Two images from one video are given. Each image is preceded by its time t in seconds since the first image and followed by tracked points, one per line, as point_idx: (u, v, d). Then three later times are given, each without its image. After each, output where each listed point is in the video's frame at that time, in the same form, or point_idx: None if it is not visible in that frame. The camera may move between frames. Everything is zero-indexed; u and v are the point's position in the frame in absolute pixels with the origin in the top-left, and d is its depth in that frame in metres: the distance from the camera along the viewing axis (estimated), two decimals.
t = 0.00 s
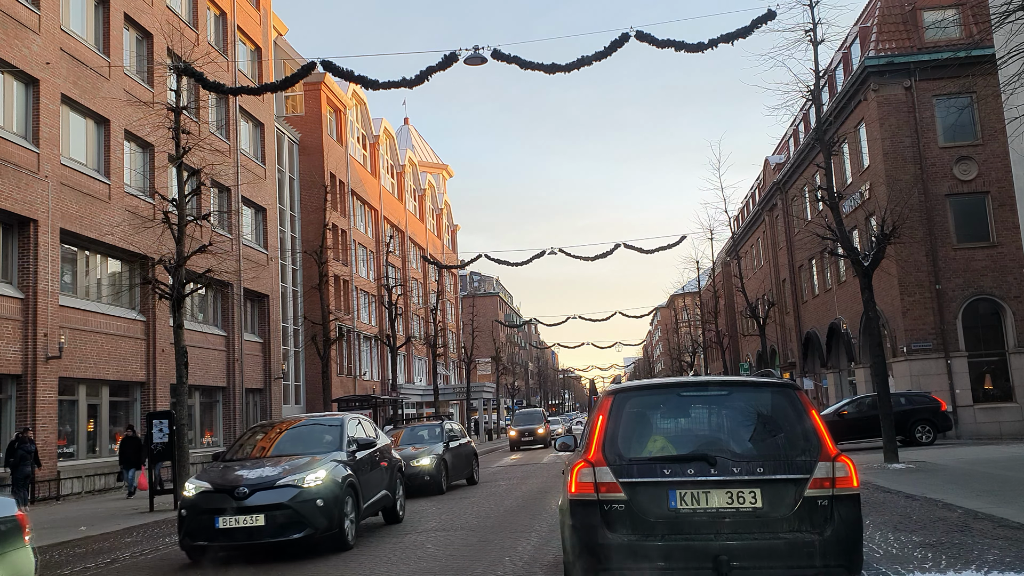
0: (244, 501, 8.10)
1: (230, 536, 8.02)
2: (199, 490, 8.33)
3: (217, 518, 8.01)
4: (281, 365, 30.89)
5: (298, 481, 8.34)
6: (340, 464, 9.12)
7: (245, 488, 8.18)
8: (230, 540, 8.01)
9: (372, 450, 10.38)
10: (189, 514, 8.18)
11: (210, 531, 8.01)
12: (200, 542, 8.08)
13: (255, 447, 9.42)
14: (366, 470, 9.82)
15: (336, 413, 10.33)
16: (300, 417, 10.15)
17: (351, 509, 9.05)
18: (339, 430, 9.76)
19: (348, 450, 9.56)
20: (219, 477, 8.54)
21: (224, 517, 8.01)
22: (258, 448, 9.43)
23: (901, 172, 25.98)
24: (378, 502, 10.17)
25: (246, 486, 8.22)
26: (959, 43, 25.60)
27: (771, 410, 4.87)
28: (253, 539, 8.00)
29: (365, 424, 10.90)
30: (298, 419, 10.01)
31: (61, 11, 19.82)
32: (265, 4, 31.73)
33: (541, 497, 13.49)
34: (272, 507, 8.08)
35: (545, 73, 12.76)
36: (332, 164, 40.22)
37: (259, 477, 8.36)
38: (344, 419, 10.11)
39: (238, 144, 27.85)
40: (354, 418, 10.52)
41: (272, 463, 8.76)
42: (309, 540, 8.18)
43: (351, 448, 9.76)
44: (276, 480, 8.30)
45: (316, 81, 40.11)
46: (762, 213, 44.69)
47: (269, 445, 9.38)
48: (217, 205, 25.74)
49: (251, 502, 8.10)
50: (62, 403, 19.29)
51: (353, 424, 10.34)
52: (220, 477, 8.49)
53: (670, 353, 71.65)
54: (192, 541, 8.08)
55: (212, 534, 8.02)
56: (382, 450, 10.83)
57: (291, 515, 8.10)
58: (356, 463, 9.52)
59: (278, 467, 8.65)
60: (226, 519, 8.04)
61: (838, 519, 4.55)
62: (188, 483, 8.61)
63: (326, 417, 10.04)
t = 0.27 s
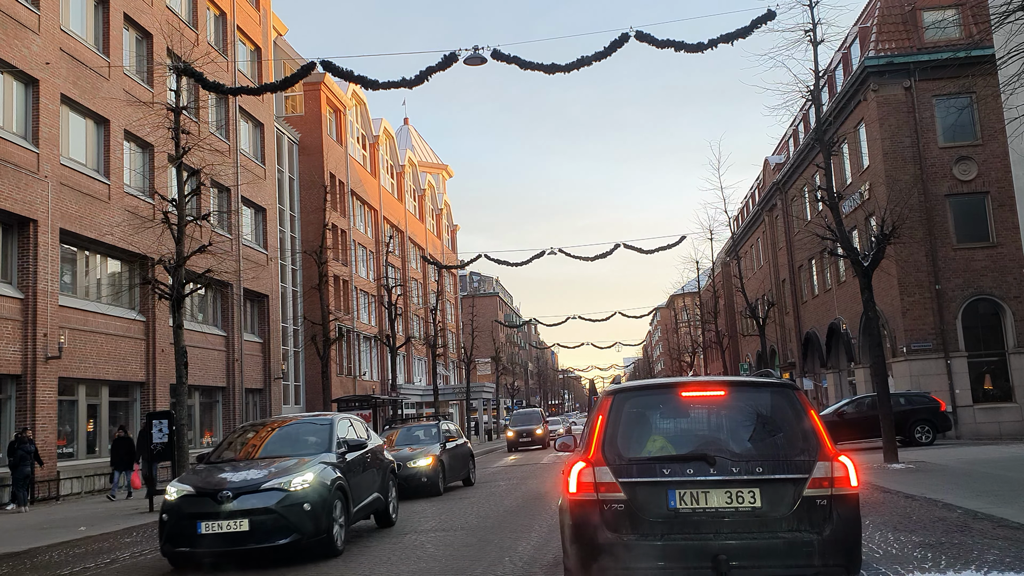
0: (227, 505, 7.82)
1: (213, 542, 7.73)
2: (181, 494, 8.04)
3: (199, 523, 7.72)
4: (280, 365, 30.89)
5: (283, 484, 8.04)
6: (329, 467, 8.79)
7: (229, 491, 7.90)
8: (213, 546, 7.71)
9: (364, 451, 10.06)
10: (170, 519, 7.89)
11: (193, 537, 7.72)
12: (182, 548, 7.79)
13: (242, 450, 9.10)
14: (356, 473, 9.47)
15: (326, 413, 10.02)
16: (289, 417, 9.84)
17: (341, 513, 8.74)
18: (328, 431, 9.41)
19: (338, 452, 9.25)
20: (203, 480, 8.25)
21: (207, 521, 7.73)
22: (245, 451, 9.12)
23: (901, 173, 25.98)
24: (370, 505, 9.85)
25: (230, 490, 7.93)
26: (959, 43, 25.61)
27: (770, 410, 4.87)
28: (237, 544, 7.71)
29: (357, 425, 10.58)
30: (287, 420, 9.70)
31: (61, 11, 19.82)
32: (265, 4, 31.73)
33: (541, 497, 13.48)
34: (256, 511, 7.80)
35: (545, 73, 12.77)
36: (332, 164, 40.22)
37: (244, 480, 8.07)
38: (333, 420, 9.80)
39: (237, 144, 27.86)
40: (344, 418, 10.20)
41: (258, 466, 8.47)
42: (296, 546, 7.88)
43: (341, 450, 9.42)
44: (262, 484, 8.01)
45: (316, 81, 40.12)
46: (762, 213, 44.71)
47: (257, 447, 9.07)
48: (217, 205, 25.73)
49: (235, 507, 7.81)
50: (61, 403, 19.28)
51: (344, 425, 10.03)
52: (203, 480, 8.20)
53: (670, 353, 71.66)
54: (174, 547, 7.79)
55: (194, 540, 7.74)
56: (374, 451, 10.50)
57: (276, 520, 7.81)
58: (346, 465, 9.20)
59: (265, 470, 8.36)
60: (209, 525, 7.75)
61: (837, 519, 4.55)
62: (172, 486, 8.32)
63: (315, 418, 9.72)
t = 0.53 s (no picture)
0: (210, 511, 7.46)
1: (194, 550, 7.38)
2: (161, 499, 7.68)
3: (179, 529, 7.38)
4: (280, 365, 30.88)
5: (268, 488, 7.68)
6: (317, 469, 8.42)
7: (211, 496, 7.54)
8: (194, 554, 7.37)
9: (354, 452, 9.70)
10: (149, 525, 7.54)
11: (173, 544, 7.38)
12: (162, 556, 7.44)
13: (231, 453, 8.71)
14: (345, 476, 9.09)
15: (315, 413, 9.65)
16: (277, 418, 9.46)
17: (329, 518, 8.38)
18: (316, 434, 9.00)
19: (327, 454, 8.88)
20: (185, 483, 7.89)
21: (188, 528, 7.38)
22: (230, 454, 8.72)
23: (901, 173, 25.97)
24: (360, 509, 9.50)
25: (212, 495, 7.57)
26: (959, 43, 25.61)
27: (770, 411, 4.86)
28: (220, 551, 7.37)
29: (347, 425, 10.22)
30: (276, 421, 9.33)
31: (60, 11, 19.81)
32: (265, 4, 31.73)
33: (541, 498, 13.46)
34: (240, 517, 7.44)
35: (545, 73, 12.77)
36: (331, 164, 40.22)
37: (227, 484, 7.71)
38: (323, 421, 9.43)
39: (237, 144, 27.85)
40: (334, 418, 9.84)
41: (243, 470, 8.10)
42: (281, 553, 7.52)
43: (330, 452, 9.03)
44: (245, 488, 7.64)
45: (316, 82, 40.12)
46: (762, 213, 44.72)
47: (245, 449, 8.68)
48: (217, 205, 25.73)
49: (217, 512, 7.46)
50: (61, 403, 19.26)
51: (333, 426, 9.66)
52: (185, 484, 7.84)
53: (670, 354, 71.67)
54: (152, 555, 7.43)
55: (175, 547, 7.39)
56: (365, 453, 10.13)
57: (261, 526, 7.46)
58: (334, 468, 8.83)
59: (250, 472, 7.99)
60: (190, 531, 7.40)
61: (837, 520, 4.54)
62: (151, 489, 7.95)
63: (304, 419, 9.36)
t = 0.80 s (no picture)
0: (190, 515, 7.20)
1: (173, 555, 7.13)
2: (140, 502, 7.43)
3: (158, 534, 7.13)
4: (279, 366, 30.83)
5: (251, 492, 7.40)
6: (304, 472, 8.11)
7: (191, 499, 7.28)
8: (174, 560, 7.12)
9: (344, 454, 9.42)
10: (128, 529, 7.29)
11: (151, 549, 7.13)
12: (140, 562, 7.20)
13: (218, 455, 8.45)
14: (334, 480, 8.74)
15: (303, 415, 9.38)
16: (264, 420, 9.20)
17: (317, 524, 8.07)
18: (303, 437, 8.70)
19: (315, 456, 8.60)
20: (165, 486, 7.64)
21: (167, 532, 7.14)
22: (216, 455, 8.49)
23: (901, 173, 25.93)
24: (351, 514, 9.19)
25: (192, 498, 7.31)
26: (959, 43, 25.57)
27: (771, 411, 4.82)
28: (200, 557, 7.11)
29: (338, 427, 9.93)
30: (264, 422, 9.07)
31: (59, 11, 19.77)
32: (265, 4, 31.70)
33: (540, 499, 13.41)
34: (222, 521, 7.18)
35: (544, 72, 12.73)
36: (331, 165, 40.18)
37: (208, 487, 7.44)
38: (311, 422, 9.16)
39: (236, 145, 27.82)
40: (323, 420, 9.56)
41: (227, 472, 7.83)
42: (264, 560, 7.24)
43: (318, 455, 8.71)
44: (227, 491, 7.37)
45: (315, 82, 40.09)
46: (762, 214, 44.69)
47: (232, 451, 8.42)
48: (216, 205, 25.69)
49: (197, 516, 7.20)
50: (59, 404, 19.21)
51: (322, 428, 9.38)
52: (165, 486, 7.59)
53: (670, 354, 71.64)
54: (131, 560, 7.19)
55: (154, 553, 7.15)
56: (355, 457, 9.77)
57: (243, 531, 7.18)
58: (322, 471, 8.50)
59: (233, 475, 7.72)
60: (169, 536, 7.15)
61: (839, 522, 4.49)
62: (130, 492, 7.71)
63: (292, 421, 9.09)
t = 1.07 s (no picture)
0: (163, 521, 6.80)
1: (145, 564, 6.74)
2: (111, 507, 7.04)
3: (130, 542, 6.74)
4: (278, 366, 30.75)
5: (229, 497, 7.00)
6: (287, 475, 7.72)
7: (165, 505, 6.88)
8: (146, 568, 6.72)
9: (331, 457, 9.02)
10: (99, 536, 6.90)
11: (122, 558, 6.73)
12: (111, 571, 6.80)
13: (200, 457, 8.03)
14: (319, 484, 8.36)
15: (288, 416, 8.98)
16: (248, 420, 8.79)
17: (301, 530, 7.66)
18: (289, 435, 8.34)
19: (299, 459, 8.20)
20: (139, 489, 7.24)
21: (139, 540, 6.74)
22: (198, 458, 8.04)
23: (902, 172, 25.85)
24: (339, 520, 8.80)
25: (166, 503, 6.91)
26: (959, 42, 25.50)
27: (774, 411, 4.74)
28: (175, 566, 6.71)
29: (325, 429, 9.53)
30: (248, 422, 8.66)
31: (56, 10, 19.68)
32: (263, 3, 31.63)
33: (538, 500, 13.32)
34: (197, 528, 6.77)
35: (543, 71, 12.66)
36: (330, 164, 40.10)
37: (183, 491, 7.04)
38: (296, 424, 8.77)
39: (235, 144, 27.75)
40: (309, 422, 9.17)
41: (205, 475, 7.43)
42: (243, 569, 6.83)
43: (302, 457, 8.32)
44: (203, 496, 6.96)
45: (314, 82, 40.01)
46: (762, 214, 44.62)
47: (215, 453, 7.99)
48: (214, 205, 25.63)
49: (170, 523, 6.78)
50: (57, 405, 19.14)
51: (308, 430, 8.99)
52: (138, 490, 7.19)
53: (670, 355, 71.56)
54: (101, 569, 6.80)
55: (125, 562, 6.76)
56: (343, 459, 9.38)
57: (220, 539, 6.77)
58: (307, 475, 8.12)
59: (211, 478, 7.31)
60: (141, 544, 6.76)
61: (842, 525, 4.41)
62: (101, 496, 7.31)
63: (276, 422, 8.69)
